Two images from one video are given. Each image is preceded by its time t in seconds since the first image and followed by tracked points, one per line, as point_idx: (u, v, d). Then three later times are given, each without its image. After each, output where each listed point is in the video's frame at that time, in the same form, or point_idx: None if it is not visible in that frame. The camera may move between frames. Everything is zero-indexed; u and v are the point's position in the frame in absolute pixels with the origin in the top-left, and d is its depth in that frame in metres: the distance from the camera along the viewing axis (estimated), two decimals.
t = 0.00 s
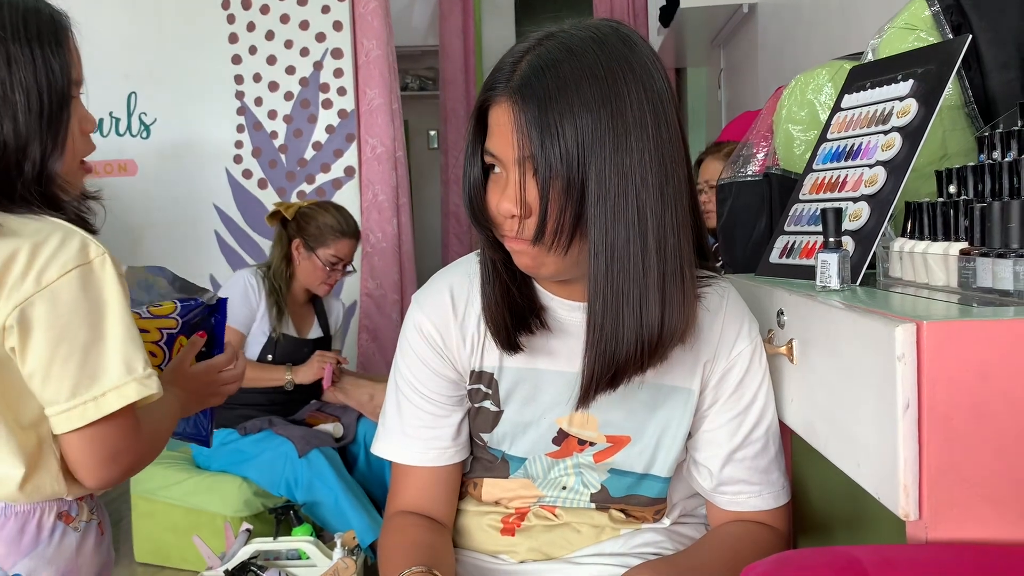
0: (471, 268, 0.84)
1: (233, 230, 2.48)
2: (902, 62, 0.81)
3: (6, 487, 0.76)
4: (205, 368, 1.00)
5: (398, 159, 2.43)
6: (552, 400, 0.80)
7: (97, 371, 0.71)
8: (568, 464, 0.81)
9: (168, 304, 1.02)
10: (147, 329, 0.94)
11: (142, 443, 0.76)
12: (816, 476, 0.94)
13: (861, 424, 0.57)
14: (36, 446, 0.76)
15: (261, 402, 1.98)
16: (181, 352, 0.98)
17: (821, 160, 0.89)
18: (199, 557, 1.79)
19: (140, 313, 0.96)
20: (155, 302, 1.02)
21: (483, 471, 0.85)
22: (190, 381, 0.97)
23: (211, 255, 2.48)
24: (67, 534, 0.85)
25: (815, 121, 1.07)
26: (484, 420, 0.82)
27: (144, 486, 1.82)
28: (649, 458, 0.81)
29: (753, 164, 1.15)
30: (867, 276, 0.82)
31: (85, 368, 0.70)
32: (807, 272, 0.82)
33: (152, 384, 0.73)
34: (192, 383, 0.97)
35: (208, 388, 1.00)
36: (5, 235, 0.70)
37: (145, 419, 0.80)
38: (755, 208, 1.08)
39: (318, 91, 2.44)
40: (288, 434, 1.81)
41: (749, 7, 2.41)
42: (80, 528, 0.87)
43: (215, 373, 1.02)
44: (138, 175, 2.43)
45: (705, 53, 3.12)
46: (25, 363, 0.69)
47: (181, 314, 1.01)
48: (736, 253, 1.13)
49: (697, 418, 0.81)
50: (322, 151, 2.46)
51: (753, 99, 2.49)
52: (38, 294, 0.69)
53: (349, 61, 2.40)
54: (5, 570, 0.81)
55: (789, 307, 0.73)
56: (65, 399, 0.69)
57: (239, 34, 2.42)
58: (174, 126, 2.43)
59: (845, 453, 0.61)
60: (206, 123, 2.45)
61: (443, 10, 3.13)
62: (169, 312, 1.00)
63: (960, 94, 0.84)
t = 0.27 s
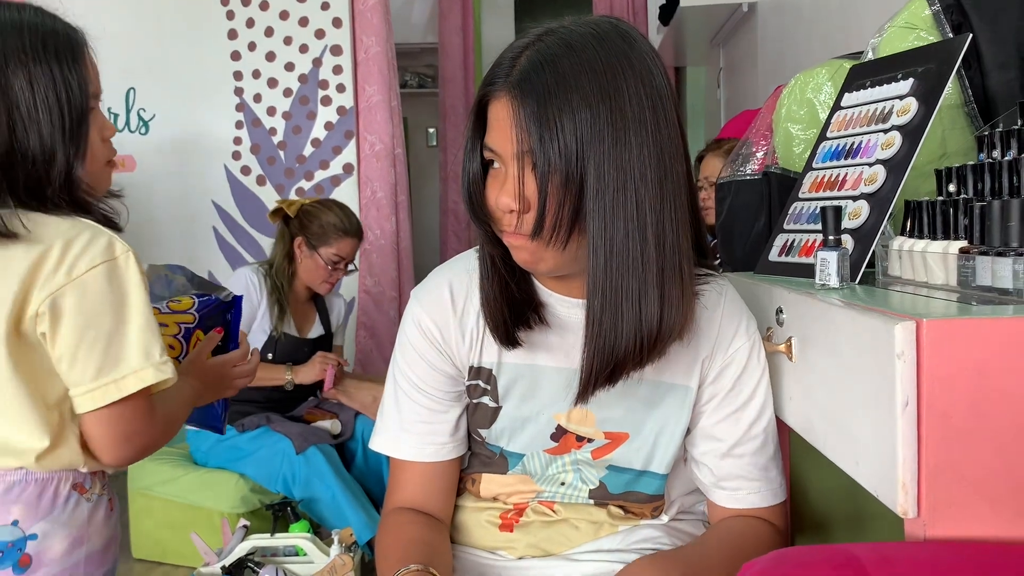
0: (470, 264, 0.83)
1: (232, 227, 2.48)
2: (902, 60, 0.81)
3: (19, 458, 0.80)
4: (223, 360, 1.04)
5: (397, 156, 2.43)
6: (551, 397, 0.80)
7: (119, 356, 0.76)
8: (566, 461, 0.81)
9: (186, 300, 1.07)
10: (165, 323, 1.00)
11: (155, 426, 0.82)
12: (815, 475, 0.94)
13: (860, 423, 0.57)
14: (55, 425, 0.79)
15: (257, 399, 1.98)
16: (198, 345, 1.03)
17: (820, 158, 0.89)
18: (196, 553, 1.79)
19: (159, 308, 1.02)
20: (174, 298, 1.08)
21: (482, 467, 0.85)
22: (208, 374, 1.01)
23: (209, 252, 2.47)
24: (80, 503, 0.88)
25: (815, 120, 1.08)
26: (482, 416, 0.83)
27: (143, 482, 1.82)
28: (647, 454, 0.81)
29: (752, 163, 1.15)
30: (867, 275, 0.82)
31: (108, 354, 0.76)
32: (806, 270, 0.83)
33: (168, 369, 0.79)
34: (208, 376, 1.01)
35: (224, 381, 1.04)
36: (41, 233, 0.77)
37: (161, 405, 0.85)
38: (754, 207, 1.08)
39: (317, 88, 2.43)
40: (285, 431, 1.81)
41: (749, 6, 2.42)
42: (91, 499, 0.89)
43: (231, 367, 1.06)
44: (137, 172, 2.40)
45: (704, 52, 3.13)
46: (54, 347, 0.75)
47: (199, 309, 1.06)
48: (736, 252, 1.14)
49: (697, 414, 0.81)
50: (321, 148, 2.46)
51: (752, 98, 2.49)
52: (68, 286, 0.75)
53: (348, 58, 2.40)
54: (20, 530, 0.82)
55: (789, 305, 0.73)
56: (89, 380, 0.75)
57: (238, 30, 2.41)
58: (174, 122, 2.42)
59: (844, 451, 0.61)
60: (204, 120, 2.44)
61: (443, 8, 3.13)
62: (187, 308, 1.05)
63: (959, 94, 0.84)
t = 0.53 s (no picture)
0: (469, 258, 0.83)
1: (230, 224, 2.47)
2: (902, 58, 0.81)
3: (16, 431, 0.90)
4: (229, 347, 1.13)
5: (396, 153, 2.42)
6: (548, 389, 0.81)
7: (113, 349, 0.88)
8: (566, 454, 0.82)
9: (198, 291, 1.17)
10: (176, 314, 1.11)
11: (153, 413, 0.93)
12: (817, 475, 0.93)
13: (859, 420, 0.57)
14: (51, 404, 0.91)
15: (256, 396, 1.97)
16: (212, 330, 1.14)
17: (819, 156, 0.89)
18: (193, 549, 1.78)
19: (174, 300, 1.13)
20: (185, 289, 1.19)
21: (480, 463, 0.85)
22: (214, 361, 1.10)
23: (207, 248, 2.47)
24: (75, 475, 0.96)
25: (815, 118, 1.08)
26: (478, 410, 0.83)
27: (142, 478, 1.83)
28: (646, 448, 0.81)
29: (750, 160, 1.15)
30: (866, 273, 0.82)
31: (103, 346, 0.88)
32: (805, 267, 0.83)
33: (159, 362, 0.91)
34: (214, 363, 1.10)
35: (230, 365, 1.13)
36: (40, 241, 0.88)
37: (161, 394, 0.97)
38: (754, 204, 1.07)
39: (316, 84, 2.43)
40: (282, 427, 1.80)
41: (748, 4, 2.41)
42: (86, 472, 0.97)
43: (237, 352, 1.14)
44: (135, 167, 2.40)
45: (703, 50, 3.12)
46: (55, 341, 0.87)
47: (210, 297, 1.16)
48: (734, 250, 1.13)
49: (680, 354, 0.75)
50: (320, 144, 2.45)
51: (752, 96, 2.49)
52: (68, 286, 0.87)
53: (347, 54, 2.40)
54: (17, 498, 0.91)
55: (787, 302, 0.73)
56: (87, 371, 0.87)
57: (237, 26, 2.41)
58: (172, 118, 2.41)
59: (842, 449, 0.61)
60: (202, 115, 2.43)
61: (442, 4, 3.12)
62: (198, 298, 1.15)
63: (959, 91, 0.84)
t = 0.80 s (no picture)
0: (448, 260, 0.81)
1: (228, 221, 2.46)
2: (900, 56, 0.81)
3: (14, 409, 0.90)
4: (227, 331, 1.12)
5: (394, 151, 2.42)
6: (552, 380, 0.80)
7: (101, 334, 0.89)
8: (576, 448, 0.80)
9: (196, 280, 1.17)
10: (173, 302, 1.10)
11: (143, 395, 0.94)
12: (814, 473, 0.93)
13: (857, 418, 0.57)
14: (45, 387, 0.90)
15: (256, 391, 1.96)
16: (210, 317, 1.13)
17: (817, 154, 0.89)
18: (190, 547, 1.78)
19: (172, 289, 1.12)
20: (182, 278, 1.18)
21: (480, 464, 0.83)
22: (212, 346, 1.10)
23: (205, 245, 2.46)
24: (73, 451, 0.95)
25: (813, 116, 1.07)
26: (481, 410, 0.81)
27: (140, 476, 1.82)
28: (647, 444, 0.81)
29: (749, 158, 1.15)
30: (863, 271, 0.82)
31: (92, 331, 0.88)
32: (803, 265, 0.83)
33: (145, 346, 0.91)
34: (211, 347, 1.10)
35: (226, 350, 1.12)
36: (29, 233, 0.88)
37: (150, 376, 0.97)
38: (750, 201, 1.08)
39: (314, 81, 2.42)
40: (281, 423, 1.80)
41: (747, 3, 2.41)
42: (83, 448, 0.96)
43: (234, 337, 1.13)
44: (133, 164, 2.39)
45: (701, 49, 3.12)
46: (46, 327, 0.87)
47: (207, 286, 1.16)
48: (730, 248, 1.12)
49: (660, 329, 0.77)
50: (318, 141, 2.45)
51: (750, 94, 2.49)
52: (56, 275, 0.87)
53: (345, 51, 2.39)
54: (18, 474, 0.91)
55: (785, 300, 0.73)
56: (77, 354, 0.87)
57: (235, 22, 2.40)
58: (170, 115, 2.40)
59: (840, 447, 0.61)
60: (200, 112, 2.42)
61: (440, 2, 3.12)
62: (196, 286, 1.15)
63: (957, 90, 0.84)
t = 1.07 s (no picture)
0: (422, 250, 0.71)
1: (228, 219, 2.46)
2: (901, 56, 0.81)
3: (45, 398, 0.93)
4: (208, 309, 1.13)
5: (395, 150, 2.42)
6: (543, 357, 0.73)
7: (113, 320, 0.93)
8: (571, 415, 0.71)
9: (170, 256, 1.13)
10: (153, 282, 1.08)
11: (151, 373, 0.98)
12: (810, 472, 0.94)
13: (857, 418, 0.57)
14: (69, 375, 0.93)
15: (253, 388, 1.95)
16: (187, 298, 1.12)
17: (818, 154, 0.89)
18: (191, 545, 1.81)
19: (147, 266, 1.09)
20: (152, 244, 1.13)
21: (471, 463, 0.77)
22: (192, 322, 1.10)
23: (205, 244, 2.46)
24: (102, 434, 1.01)
25: (813, 116, 1.08)
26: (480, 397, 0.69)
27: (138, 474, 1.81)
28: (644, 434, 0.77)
29: (750, 158, 1.15)
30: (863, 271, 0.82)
31: (105, 319, 0.92)
32: (803, 265, 0.83)
33: (156, 329, 0.96)
34: (195, 325, 1.11)
35: (209, 329, 1.13)
36: (31, 222, 0.89)
37: (154, 355, 1.00)
38: (751, 201, 1.08)
39: (315, 79, 2.42)
40: (280, 421, 1.79)
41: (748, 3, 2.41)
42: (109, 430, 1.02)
43: (218, 313, 1.14)
44: (133, 163, 2.39)
45: (702, 48, 3.12)
46: (59, 316, 0.90)
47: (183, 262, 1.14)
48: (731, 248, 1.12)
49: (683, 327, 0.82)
50: (318, 140, 2.45)
51: (750, 94, 2.49)
52: (65, 265, 0.89)
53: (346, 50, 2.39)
54: (59, 462, 0.96)
55: (784, 301, 0.73)
56: (92, 341, 0.92)
57: (236, 21, 2.39)
58: (170, 113, 2.40)
59: (839, 447, 0.61)
60: (201, 111, 2.42)
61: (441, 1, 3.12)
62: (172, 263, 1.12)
63: (957, 91, 0.84)
